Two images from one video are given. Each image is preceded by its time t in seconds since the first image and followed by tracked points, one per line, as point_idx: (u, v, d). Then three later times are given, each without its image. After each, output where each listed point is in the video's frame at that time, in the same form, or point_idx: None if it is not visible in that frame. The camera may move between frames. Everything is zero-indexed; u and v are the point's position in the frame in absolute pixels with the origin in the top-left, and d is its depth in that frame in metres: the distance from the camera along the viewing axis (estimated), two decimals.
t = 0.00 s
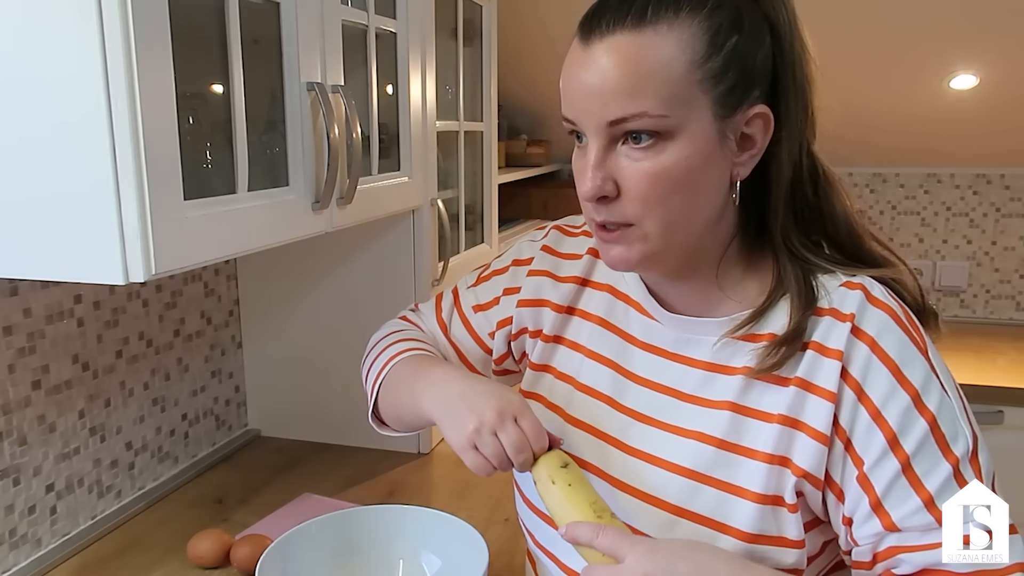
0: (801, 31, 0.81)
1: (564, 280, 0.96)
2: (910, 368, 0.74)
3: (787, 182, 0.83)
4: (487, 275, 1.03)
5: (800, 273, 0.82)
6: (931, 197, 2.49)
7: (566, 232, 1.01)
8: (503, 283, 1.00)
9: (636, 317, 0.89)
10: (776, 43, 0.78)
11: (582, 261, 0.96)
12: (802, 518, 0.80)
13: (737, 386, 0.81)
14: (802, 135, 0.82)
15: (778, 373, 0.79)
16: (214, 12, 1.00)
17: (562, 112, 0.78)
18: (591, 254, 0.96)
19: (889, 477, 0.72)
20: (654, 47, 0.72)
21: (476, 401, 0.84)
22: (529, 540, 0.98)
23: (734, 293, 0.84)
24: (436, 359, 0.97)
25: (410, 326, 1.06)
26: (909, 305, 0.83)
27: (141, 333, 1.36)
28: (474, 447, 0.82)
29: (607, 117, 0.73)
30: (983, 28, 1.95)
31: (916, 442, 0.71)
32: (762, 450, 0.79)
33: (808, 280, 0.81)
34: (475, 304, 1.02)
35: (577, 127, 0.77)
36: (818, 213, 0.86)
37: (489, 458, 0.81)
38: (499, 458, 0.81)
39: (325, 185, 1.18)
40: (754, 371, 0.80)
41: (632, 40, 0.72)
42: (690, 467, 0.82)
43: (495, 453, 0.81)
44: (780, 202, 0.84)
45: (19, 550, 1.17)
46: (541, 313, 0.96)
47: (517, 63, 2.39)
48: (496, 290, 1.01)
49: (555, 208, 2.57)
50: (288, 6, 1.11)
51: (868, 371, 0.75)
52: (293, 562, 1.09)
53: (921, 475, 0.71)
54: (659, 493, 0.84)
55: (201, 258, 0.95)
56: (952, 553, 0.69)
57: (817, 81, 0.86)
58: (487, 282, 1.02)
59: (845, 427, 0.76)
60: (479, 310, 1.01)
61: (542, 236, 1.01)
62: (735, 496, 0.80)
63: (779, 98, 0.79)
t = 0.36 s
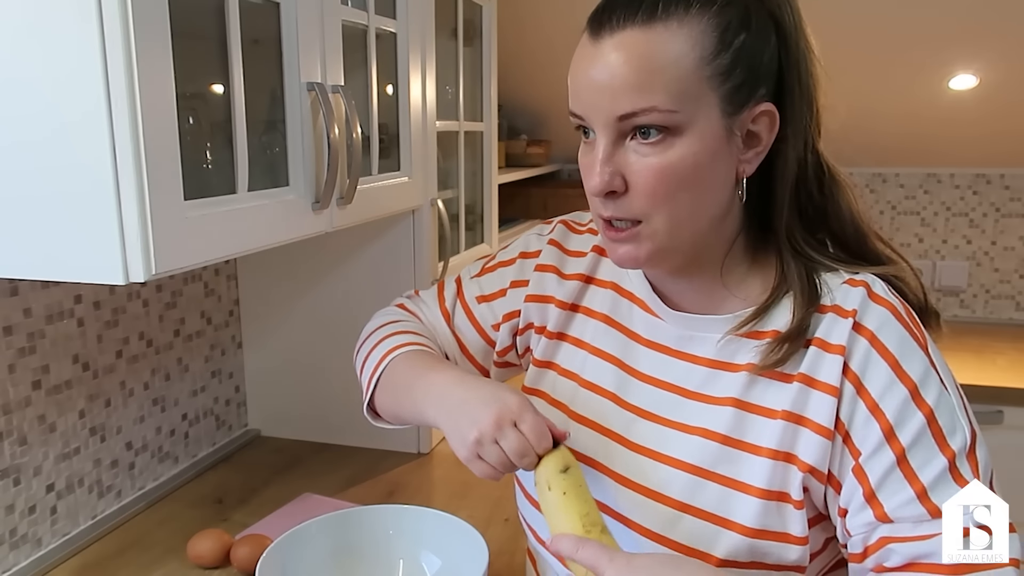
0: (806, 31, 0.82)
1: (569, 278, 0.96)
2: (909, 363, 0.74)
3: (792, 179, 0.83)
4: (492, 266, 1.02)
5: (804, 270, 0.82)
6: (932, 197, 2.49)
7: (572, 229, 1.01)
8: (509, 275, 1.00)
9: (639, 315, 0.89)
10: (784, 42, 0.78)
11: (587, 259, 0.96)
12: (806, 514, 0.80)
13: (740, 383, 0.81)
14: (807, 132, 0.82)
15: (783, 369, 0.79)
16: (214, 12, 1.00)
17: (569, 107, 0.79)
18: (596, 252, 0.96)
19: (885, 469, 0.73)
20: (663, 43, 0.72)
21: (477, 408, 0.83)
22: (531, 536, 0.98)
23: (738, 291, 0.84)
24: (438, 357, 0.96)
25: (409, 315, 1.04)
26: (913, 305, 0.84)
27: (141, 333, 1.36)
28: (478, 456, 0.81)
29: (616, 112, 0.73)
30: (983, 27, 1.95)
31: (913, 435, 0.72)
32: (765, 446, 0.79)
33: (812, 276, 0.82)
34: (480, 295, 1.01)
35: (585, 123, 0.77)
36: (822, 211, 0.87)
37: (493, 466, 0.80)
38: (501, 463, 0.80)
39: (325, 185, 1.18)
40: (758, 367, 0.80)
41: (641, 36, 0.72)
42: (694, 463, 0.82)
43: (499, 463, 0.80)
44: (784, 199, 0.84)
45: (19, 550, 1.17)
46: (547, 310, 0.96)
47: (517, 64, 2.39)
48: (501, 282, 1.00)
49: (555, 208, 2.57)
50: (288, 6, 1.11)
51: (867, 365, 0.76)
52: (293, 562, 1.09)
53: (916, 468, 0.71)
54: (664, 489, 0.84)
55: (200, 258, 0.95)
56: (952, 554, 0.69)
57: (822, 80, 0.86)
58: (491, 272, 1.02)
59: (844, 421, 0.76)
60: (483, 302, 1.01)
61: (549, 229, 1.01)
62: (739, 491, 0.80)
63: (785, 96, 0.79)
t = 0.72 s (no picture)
0: (806, 23, 0.82)
1: (573, 280, 0.96)
2: (900, 363, 0.74)
3: (791, 171, 0.83)
4: (504, 291, 1.03)
5: (803, 263, 0.82)
6: (931, 197, 2.49)
7: (573, 237, 1.02)
8: (518, 292, 1.01)
9: (640, 313, 0.89)
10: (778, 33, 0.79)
11: (591, 262, 0.97)
12: (800, 507, 0.79)
13: (738, 377, 0.81)
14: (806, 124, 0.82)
15: (774, 363, 0.80)
16: (214, 12, 1.00)
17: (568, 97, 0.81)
18: (599, 254, 0.96)
19: (863, 465, 0.73)
20: (649, 31, 0.74)
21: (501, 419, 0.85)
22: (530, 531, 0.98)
23: (739, 284, 0.85)
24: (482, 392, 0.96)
25: (437, 357, 1.04)
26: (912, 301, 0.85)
27: (141, 333, 1.36)
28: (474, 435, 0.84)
29: (604, 98, 0.75)
30: (983, 27, 1.95)
31: (894, 435, 0.72)
32: (763, 440, 0.79)
33: (811, 274, 0.81)
34: (498, 321, 1.02)
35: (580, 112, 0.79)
36: (825, 204, 0.86)
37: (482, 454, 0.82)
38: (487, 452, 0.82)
39: (325, 186, 1.18)
40: (755, 361, 0.80)
41: (627, 25, 0.74)
42: (692, 458, 0.82)
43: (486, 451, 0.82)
44: (785, 193, 0.84)
45: (19, 550, 1.17)
46: (555, 313, 0.96)
47: (517, 64, 2.39)
48: (515, 305, 1.01)
49: (555, 208, 2.57)
50: (288, 6, 1.11)
51: (860, 362, 0.75)
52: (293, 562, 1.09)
53: (893, 467, 0.71)
54: (661, 484, 0.84)
55: (201, 258, 0.95)
56: (952, 553, 0.69)
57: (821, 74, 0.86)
58: (506, 298, 1.03)
59: (833, 415, 0.76)
60: (503, 327, 1.02)
61: (551, 243, 1.02)
62: (736, 485, 0.80)
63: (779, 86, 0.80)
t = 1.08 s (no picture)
0: (786, 18, 0.81)
1: (575, 275, 0.96)
2: (915, 356, 0.74)
3: (784, 173, 0.83)
4: (504, 285, 1.04)
5: (807, 258, 0.83)
6: (932, 197, 2.49)
7: (575, 233, 1.02)
8: (519, 288, 1.01)
9: (645, 308, 0.90)
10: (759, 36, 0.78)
11: (593, 257, 0.97)
12: (809, 505, 0.79)
13: (745, 372, 0.81)
14: (796, 120, 0.83)
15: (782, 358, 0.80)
16: (214, 13, 1.00)
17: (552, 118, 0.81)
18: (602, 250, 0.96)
19: (888, 462, 0.73)
20: (618, 50, 0.74)
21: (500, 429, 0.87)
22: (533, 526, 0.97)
23: (743, 283, 0.85)
24: (482, 390, 0.97)
25: (437, 349, 1.06)
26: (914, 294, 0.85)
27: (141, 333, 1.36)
28: (501, 467, 0.84)
29: (583, 121, 0.75)
30: (983, 27, 1.95)
31: (916, 429, 0.72)
32: (769, 435, 0.79)
33: (817, 271, 0.82)
34: (496, 315, 1.03)
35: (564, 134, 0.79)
36: (824, 198, 0.87)
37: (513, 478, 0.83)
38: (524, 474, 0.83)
39: (325, 185, 1.18)
40: (764, 358, 0.80)
41: (597, 48, 0.74)
42: (698, 453, 0.82)
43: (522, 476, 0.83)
44: (780, 193, 0.84)
45: (19, 550, 1.17)
46: (557, 310, 0.96)
47: (517, 64, 2.39)
48: (514, 299, 1.02)
49: (556, 208, 2.57)
50: (288, 6, 1.11)
51: (874, 358, 0.75)
52: (293, 562, 1.09)
53: (918, 461, 0.72)
54: (666, 478, 0.83)
55: (200, 257, 0.95)
56: (953, 553, 0.70)
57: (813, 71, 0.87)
58: (505, 291, 1.03)
59: (850, 412, 0.76)
60: (501, 321, 1.02)
61: (554, 240, 1.02)
62: (742, 480, 0.80)
63: (763, 89, 0.79)
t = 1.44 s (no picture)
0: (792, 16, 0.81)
1: (572, 275, 0.96)
2: (902, 348, 0.75)
3: (785, 170, 0.83)
4: (497, 280, 1.03)
5: (802, 259, 0.84)
6: (931, 197, 2.49)
7: (571, 232, 1.02)
8: (513, 286, 1.01)
9: (642, 309, 0.90)
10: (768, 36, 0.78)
11: (591, 258, 0.97)
12: (809, 504, 0.80)
13: (744, 372, 0.81)
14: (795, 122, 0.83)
15: (778, 357, 0.81)
16: (214, 13, 1.00)
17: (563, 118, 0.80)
18: (599, 251, 0.97)
19: (878, 451, 0.73)
20: (640, 53, 0.73)
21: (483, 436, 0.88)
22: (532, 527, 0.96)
23: (743, 280, 0.86)
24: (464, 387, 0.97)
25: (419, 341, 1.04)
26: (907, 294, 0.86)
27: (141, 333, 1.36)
28: (514, 485, 0.85)
29: (603, 124, 0.74)
30: (984, 27, 1.95)
31: (906, 417, 0.72)
32: (769, 435, 0.79)
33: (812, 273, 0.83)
34: (486, 309, 1.02)
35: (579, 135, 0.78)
36: (818, 198, 0.87)
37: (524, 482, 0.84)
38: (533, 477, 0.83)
39: (325, 185, 1.18)
40: (762, 357, 0.81)
41: (618, 50, 0.73)
42: (697, 453, 0.82)
43: (535, 485, 0.83)
44: (778, 189, 0.84)
45: (19, 550, 1.17)
46: (553, 310, 0.96)
47: (517, 64, 2.39)
48: (507, 294, 1.01)
49: (555, 208, 2.57)
50: (288, 6, 1.11)
51: (863, 351, 0.76)
52: (293, 562, 1.09)
53: (910, 449, 0.71)
54: (667, 479, 0.84)
55: (200, 258, 0.95)
56: (953, 554, 0.68)
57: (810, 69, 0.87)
58: (496, 286, 1.03)
59: (841, 407, 0.77)
60: (492, 315, 1.02)
61: (550, 238, 1.02)
62: (742, 480, 0.80)
63: (773, 89, 0.80)
